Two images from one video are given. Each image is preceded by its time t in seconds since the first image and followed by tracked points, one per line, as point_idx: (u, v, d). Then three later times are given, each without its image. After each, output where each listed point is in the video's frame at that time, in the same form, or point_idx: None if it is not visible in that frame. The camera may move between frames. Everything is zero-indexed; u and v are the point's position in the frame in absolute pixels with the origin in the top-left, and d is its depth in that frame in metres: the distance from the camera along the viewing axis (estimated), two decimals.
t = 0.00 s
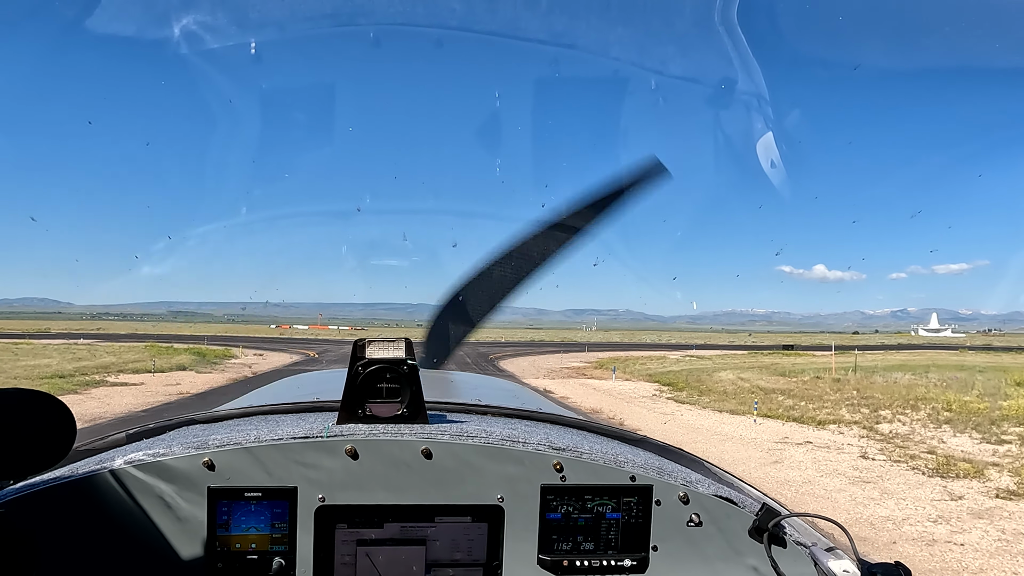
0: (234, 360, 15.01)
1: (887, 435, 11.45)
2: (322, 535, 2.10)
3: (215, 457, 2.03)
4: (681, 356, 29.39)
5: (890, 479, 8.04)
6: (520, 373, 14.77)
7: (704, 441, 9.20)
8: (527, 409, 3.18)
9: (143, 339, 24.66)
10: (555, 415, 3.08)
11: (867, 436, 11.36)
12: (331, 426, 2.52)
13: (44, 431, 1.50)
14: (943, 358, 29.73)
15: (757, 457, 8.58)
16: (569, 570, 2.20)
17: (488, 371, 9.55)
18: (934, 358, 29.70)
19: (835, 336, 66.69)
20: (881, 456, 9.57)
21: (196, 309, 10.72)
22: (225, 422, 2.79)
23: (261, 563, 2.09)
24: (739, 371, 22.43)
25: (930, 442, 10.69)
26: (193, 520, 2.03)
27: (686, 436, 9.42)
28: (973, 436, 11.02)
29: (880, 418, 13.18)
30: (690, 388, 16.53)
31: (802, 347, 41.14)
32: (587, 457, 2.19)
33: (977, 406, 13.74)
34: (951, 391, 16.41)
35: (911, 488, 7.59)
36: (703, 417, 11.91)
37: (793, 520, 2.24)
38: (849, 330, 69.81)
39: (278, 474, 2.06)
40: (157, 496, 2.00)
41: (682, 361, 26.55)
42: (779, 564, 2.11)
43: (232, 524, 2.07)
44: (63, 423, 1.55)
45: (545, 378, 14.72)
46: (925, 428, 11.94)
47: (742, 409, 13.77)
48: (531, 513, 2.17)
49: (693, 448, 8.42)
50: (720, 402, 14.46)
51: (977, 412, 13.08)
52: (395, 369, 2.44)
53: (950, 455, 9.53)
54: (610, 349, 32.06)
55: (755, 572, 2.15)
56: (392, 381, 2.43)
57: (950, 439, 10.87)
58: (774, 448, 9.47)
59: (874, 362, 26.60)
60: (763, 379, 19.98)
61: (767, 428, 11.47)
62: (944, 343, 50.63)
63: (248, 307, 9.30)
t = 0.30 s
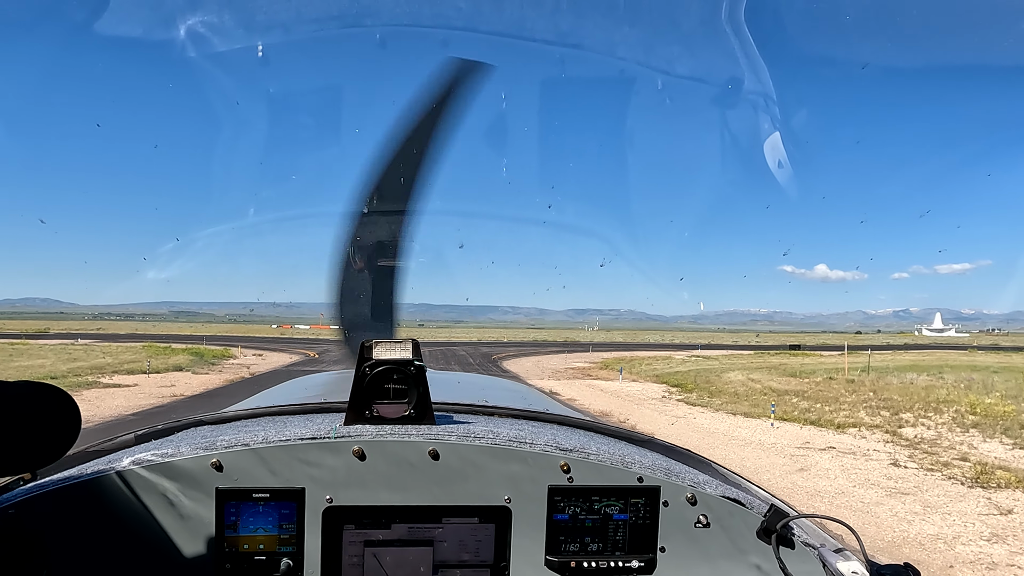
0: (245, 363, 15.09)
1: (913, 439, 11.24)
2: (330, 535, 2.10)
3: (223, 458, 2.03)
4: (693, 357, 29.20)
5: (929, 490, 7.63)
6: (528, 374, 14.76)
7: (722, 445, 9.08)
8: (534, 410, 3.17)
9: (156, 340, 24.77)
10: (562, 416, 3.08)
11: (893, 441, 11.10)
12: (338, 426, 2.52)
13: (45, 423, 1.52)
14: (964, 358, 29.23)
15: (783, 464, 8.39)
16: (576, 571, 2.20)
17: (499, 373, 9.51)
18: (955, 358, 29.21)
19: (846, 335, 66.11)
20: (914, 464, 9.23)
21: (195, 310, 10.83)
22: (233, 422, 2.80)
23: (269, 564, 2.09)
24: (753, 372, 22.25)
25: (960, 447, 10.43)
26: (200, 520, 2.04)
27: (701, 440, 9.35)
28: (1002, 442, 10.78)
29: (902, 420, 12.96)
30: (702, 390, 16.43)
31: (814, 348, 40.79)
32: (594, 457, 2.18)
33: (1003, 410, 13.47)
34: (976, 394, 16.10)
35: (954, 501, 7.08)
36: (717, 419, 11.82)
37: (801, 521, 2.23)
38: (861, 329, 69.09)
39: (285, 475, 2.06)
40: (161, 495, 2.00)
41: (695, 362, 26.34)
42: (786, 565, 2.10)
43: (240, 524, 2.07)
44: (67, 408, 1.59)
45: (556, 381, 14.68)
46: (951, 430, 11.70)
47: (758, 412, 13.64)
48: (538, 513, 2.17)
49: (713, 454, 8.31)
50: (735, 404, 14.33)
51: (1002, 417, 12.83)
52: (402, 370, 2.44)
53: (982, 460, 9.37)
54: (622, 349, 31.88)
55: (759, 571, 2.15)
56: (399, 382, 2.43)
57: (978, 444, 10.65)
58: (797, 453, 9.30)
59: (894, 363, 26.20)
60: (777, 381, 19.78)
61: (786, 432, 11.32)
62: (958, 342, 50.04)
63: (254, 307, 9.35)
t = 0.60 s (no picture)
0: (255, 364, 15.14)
1: (942, 444, 10.95)
2: (335, 534, 2.10)
3: (228, 457, 2.03)
4: (704, 357, 28.98)
5: (977, 506, 7.07)
6: (534, 375, 14.73)
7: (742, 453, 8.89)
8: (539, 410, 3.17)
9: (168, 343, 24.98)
10: (567, 417, 3.07)
11: (920, 447, 10.79)
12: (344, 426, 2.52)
13: None
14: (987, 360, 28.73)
15: (811, 475, 8.10)
16: (580, 572, 2.20)
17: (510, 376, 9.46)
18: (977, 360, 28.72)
19: (857, 336, 65.63)
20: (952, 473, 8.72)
21: (204, 309, 10.89)
22: (239, 421, 2.81)
23: (274, 563, 2.10)
24: (766, 373, 22.04)
25: (993, 454, 10.13)
26: (206, 519, 2.04)
27: (716, 446, 9.24)
28: None
29: (929, 425, 12.68)
30: (713, 392, 16.31)
31: (824, 348, 40.50)
32: (599, 458, 2.17)
33: None
34: (1004, 398, 15.75)
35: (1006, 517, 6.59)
36: (731, 423, 11.71)
37: (806, 523, 2.22)
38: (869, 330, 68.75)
39: (290, 474, 2.06)
40: (165, 490, 2.01)
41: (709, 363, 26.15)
42: (791, 566, 2.09)
43: (245, 523, 2.08)
44: None
45: (565, 384, 14.64)
46: (982, 437, 11.41)
47: (775, 416, 13.46)
48: (542, 513, 2.16)
49: (732, 462, 8.17)
50: (751, 408, 14.18)
51: None
52: (407, 370, 2.43)
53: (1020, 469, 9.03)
54: (634, 351, 31.72)
55: (762, 570, 2.15)
56: (404, 382, 2.43)
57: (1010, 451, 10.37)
58: (821, 461, 9.08)
59: (916, 365, 25.77)
60: (792, 383, 19.55)
61: (807, 438, 11.12)
62: (971, 343, 49.52)
63: (261, 307, 9.39)
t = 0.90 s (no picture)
0: (260, 364, 15.19)
1: (974, 452, 10.72)
2: (340, 534, 2.11)
3: (234, 456, 2.04)
4: (716, 358, 28.77)
5: None
6: (540, 377, 14.74)
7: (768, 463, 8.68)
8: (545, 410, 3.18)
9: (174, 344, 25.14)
10: (572, 416, 3.08)
11: (953, 455, 10.46)
12: (348, 426, 2.53)
13: None
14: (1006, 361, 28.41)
15: (846, 487, 7.76)
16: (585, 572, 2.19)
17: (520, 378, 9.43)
18: (996, 360, 28.43)
19: (865, 336, 65.22)
20: (997, 487, 8.33)
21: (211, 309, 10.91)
22: (245, 421, 2.81)
23: (279, 562, 2.10)
24: (779, 375, 21.84)
25: None
26: (211, 518, 2.05)
27: (733, 452, 9.13)
28: None
29: (959, 431, 12.42)
30: (725, 395, 16.19)
31: (835, 348, 40.22)
32: (603, 458, 2.17)
33: None
34: None
35: None
36: (749, 428, 11.61)
37: (811, 524, 2.21)
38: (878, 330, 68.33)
39: (295, 474, 2.07)
40: (168, 487, 2.01)
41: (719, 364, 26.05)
42: (796, 566, 2.09)
43: (250, 522, 2.08)
44: None
45: (575, 387, 14.57)
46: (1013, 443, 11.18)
47: (795, 421, 13.24)
48: (547, 513, 2.16)
49: (757, 472, 8.00)
50: (768, 411, 14.06)
51: None
52: (412, 370, 2.43)
53: None
54: (643, 351, 31.64)
55: (765, 568, 2.15)
56: (409, 381, 2.43)
57: None
58: (848, 469, 8.85)
59: (936, 365, 25.52)
60: (806, 384, 19.35)
61: (830, 443, 10.89)
62: (984, 344, 49.05)
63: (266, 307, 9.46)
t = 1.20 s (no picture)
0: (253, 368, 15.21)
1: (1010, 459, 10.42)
2: (346, 534, 2.11)
3: (240, 457, 2.04)
4: (725, 359, 28.67)
5: None
6: (545, 378, 14.71)
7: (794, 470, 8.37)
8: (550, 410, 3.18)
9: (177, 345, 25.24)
10: (577, 416, 3.07)
11: (992, 464, 10.06)
12: (354, 426, 2.53)
13: None
14: None
15: (889, 502, 7.22)
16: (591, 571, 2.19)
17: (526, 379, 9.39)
18: (1014, 361, 28.11)
19: (872, 335, 64.88)
20: None
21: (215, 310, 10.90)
22: (251, 421, 2.82)
23: (286, 563, 2.11)
24: (792, 376, 21.67)
25: None
26: (217, 518, 2.06)
27: (752, 457, 8.94)
28: None
29: (993, 437, 12.08)
30: (736, 397, 16.08)
31: (842, 347, 40.06)
32: (610, 458, 2.16)
33: None
34: None
35: None
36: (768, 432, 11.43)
37: (818, 523, 2.20)
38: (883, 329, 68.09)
39: (301, 474, 2.07)
40: (171, 486, 2.01)
41: (728, 364, 25.94)
42: (802, 566, 2.08)
43: (256, 523, 2.08)
44: None
45: (584, 389, 14.49)
46: None
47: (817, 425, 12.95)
48: (553, 513, 2.16)
49: (777, 478, 7.86)
50: (785, 414, 13.90)
51: None
52: (418, 370, 2.43)
53: None
54: (651, 351, 31.52)
55: (768, 566, 2.14)
56: (415, 381, 2.43)
57: None
58: (878, 478, 8.47)
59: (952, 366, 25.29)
60: (822, 387, 19.13)
61: (856, 449, 10.59)
62: (995, 343, 48.67)
63: (269, 307, 9.50)
